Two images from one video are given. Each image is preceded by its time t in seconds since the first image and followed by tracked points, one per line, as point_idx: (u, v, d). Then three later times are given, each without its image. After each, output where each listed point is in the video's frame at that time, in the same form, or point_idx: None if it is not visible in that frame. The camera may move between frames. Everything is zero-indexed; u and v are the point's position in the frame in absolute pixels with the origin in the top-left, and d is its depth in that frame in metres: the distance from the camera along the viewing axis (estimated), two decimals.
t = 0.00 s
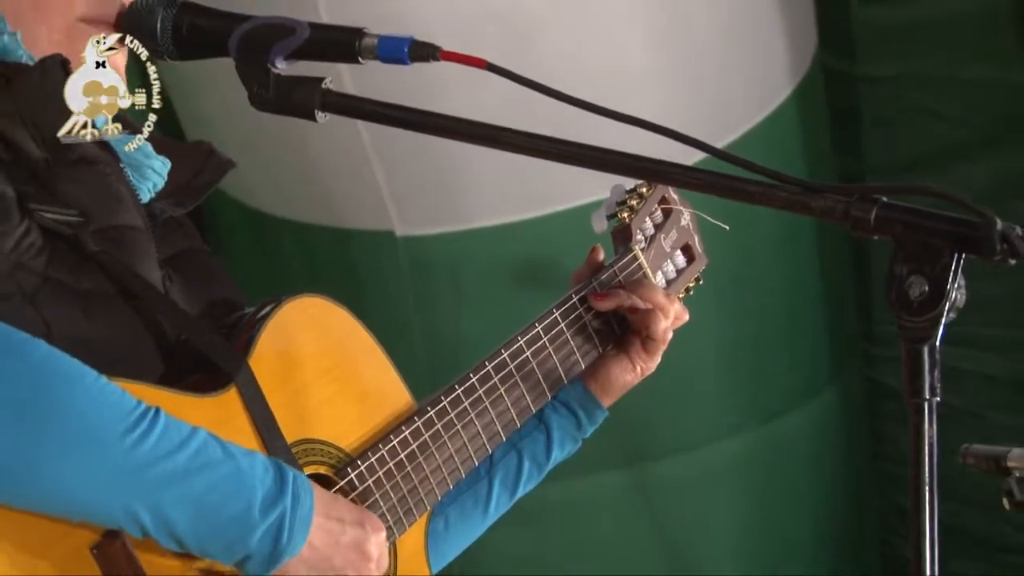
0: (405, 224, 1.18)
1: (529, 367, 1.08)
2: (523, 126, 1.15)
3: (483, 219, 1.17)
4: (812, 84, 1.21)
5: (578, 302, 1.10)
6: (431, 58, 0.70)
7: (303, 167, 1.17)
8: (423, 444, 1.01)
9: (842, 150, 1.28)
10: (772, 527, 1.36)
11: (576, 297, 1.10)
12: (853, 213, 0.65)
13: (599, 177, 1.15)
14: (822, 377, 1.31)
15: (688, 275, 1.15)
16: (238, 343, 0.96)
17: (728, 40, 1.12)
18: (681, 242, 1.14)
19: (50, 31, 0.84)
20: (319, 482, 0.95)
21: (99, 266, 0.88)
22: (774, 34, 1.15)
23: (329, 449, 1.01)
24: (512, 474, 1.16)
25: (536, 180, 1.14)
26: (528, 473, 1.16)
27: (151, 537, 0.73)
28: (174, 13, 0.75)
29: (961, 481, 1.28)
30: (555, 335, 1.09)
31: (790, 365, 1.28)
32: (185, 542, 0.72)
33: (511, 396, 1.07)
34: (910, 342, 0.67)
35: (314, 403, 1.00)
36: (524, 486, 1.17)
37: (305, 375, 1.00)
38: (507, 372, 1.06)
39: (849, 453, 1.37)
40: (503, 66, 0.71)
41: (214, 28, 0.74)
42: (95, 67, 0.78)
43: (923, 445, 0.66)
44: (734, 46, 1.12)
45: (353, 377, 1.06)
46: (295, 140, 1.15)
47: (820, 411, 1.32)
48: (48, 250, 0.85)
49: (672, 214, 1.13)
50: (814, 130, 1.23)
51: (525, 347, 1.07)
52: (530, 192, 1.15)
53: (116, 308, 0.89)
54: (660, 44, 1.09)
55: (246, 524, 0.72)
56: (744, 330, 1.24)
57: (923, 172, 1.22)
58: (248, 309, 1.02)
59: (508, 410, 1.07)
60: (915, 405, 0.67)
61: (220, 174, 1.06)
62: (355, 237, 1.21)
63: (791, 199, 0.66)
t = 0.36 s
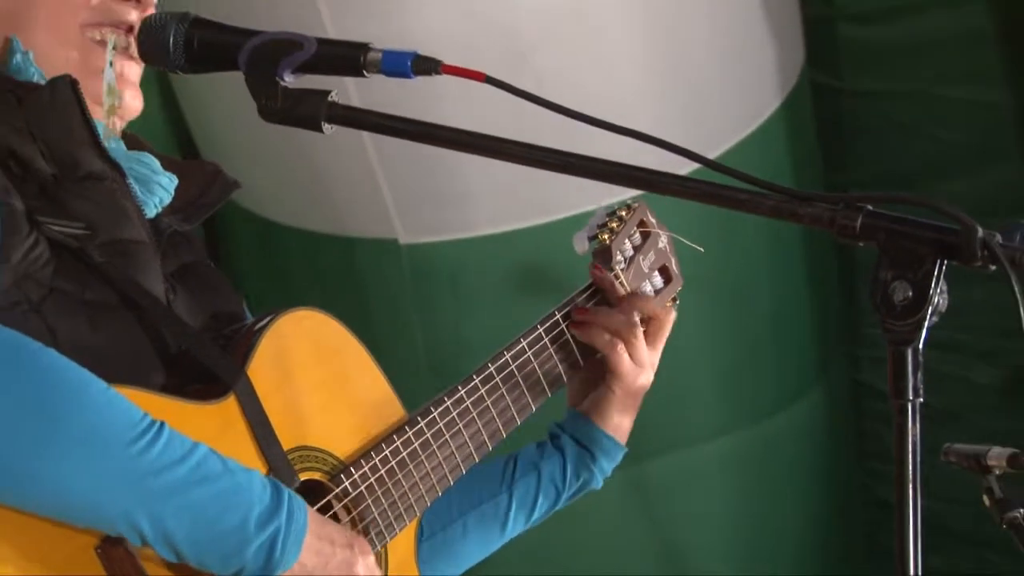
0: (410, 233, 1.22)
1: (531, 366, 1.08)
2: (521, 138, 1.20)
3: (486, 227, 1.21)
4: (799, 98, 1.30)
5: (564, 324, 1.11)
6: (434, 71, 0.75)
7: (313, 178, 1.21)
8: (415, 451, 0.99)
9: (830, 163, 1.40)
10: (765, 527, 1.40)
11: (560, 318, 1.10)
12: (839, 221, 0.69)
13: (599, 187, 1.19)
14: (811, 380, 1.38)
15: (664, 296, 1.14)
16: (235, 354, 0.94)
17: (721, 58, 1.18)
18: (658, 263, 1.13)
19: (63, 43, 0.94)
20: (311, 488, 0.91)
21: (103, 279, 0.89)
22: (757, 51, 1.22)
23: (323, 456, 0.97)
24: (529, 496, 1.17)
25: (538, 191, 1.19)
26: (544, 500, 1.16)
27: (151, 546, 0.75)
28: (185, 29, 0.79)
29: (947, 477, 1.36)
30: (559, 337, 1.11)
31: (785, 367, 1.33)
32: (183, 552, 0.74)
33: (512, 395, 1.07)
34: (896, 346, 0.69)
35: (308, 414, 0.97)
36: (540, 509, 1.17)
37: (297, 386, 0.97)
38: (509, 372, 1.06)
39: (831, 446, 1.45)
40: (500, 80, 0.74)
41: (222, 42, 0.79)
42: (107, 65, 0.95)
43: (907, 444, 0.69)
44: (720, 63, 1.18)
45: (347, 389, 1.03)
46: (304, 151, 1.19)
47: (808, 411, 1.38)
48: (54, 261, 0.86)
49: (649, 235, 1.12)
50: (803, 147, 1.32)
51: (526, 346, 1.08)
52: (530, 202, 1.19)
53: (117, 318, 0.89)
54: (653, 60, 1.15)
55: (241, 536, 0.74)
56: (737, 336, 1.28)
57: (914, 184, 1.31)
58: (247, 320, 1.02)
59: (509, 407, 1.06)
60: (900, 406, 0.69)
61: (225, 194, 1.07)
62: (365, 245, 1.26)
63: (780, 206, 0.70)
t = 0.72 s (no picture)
0: (411, 239, 1.27)
1: (526, 367, 1.12)
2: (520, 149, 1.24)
3: (483, 234, 1.26)
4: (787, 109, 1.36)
5: (556, 325, 1.15)
6: (434, 84, 0.78)
7: (318, 185, 1.26)
8: (416, 450, 1.03)
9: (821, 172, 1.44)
10: (754, 523, 1.45)
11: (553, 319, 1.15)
12: (826, 228, 0.71)
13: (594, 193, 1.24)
14: (797, 376, 1.43)
15: (651, 294, 1.20)
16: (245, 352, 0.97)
17: (709, 70, 1.23)
18: (645, 264, 1.19)
19: (78, 55, 0.94)
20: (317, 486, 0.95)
21: (118, 285, 0.90)
22: (745, 68, 1.27)
23: (328, 455, 1.00)
24: (516, 490, 1.21)
25: (534, 199, 1.23)
26: (531, 493, 1.21)
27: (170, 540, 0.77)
28: (197, 42, 0.84)
29: (928, 472, 1.44)
30: (550, 336, 1.15)
31: (773, 365, 1.38)
32: (200, 542, 0.76)
33: (508, 395, 1.11)
34: (879, 347, 0.71)
35: (314, 414, 1.00)
36: (527, 501, 1.22)
37: (304, 387, 0.99)
38: (504, 373, 1.10)
39: (819, 441, 1.50)
40: (501, 92, 0.78)
41: (232, 56, 0.84)
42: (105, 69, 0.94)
43: (889, 441, 0.69)
44: (709, 79, 1.23)
45: (351, 390, 1.06)
46: (310, 158, 1.24)
47: (795, 410, 1.43)
48: (69, 269, 0.88)
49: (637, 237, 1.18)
50: (789, 154, 1.38)
51: (520, 348, 1.12)
52: (526, 209, 1.24)
53: (132, 324, 0.91)
54: (646, 76, 1.19)
55: (255, 524, 0.76)
56: (729, 338, 1.33)
57: (900, 190, 1.38)
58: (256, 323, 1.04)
59: (505, 407, 1.11)
60: (883, 405, 0.70)
61: (232, 201, 1.06)
62: (368, 251, 1.30)
63: (768, 214, 0.72)
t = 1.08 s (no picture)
0: (413, 242, 1.32)
1: (521, 367, 1.17)
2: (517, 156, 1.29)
3: (481, 238, 1.30)
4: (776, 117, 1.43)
5: (550, 325, 1.20)
6: (436, 94, 0.78)
7: (323, 191, 1.31)
8: (415, 448, 1.07)
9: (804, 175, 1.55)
10: (747, 519, 1.50)
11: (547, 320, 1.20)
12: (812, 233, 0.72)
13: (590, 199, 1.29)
14: (786, 374, 1.48)
15: (642, 297, 1.25)
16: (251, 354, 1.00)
17: (700, 81, 1.29)
18: (637, 267, 1.24)
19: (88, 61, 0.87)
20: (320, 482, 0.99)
21: (129, 289, 0.90)
22: (735, 81, 1.33)
23: (330, 454, 1.04)
24: (511, 485, 1.25)
25: (531, 204, 1.28)
26: (525, 488, 1.26)
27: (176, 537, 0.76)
28: (207, 54, 0.83)
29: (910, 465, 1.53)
30: (544, 336, 1.19)
31: (764, 363, 1.44)
32: (206, 538, 0.74)
33: (504, 394, 1.16)
34: (864, 347, 0.72)
35: (316, 413, 1.04)
36: (522, 496, 1.26)
37: (307, 388, 1.04)
38: (500, 372, 1.15)
39: (807, 437, 1.55)
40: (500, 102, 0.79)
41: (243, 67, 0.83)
42: (98, 69, 0.86)
43: (875, 441, 0.71)
44: (701, 89, 1.29)
45: (353, 391, 1.10)
46: (315, 165, 1.29)
47: (787, 409, 1.49)
48: (82, 275, 0.87)
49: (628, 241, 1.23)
50: (776, 160, 1.44)
51: (516, 349, 1.17)
52: (524, 214, 1.29)
53: (142, 328, 0.91)
54: (640, 86, 1.24)
55: (258, 522, 0.74)
56: (724, 339, 1.38)
57: (876, 196, 1.49)
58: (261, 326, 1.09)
59: (501, 405, 1.15)
60: (869, 405, 0.72)
61: (237, 208, 1.11)
62: (372, 254, 1.35)
63: (758, 219, 0.73)
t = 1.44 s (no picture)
0: (415, 246, 1.36)
1: (522, 371, 1.21)
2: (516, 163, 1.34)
3: (481, 244, 1.35)
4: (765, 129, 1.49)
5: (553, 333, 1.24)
6: (438, 103, 0.81)
7: (330, 198, 1.36)
8: (419, 450, 1.11)
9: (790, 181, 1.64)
10: (739, 515, 1.55)
11: (551, 328, 1.24)
12: (800, 238, 0.75)
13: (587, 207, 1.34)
14: (776, 372, 1.52)
15: (642, 307, 1.29)
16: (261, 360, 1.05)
17: (693, 92, 1.34)
18: (637, 278, 1.28)
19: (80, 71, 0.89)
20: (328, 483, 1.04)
21: (146, 292, 0.94)
22: (724, 90, 1.39)
23: (337, 454, 1.09)
24: (511, 488, 1.30)
25: (530, 211, 1.33)
26: (525, 491, 1.31)
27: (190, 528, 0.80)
28: (217, 64, 0.84)
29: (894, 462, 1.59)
30: (546, 343, 1.23)
31: (755, 363, 1.49)
32: (217, 530, 0.78)
33: (506, 397, 1.20)
34: (851, 347, 0.76)
35: (325, 416, 1.09)
36: (522, 499, 1.31)
37: (316, 390, 1.08)
38: (502, 377, 1.19)
39: (796, 435, 1.60)
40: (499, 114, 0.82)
41: (252, 78, 0.84)
42: (94, 69, 0.87)
43: (861, 435, 0.74)
44: (688, 103, 1.34)
45: (361, 392, 1.15)
46: (324, 174, 1.33)
47: (778, 408, 1.54)
48: (100, 278, 0.90)
49: (630, 253, 1.27)
50: (766, 168, 1.51)
51: (518, 355, 1.21)
52: (523, 220, 1.34)
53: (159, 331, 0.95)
54: (634, 96, 1.29)
55: (267, 515, 0.78)
56: (719, 341, 1.43)
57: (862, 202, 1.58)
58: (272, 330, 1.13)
59: (503, 408, 1.20)
60: (855, 402, 0.75)
61: (251, 219, 1.16)
62: (376, 260, 1.40)
63: (747, 224, 0.76)
